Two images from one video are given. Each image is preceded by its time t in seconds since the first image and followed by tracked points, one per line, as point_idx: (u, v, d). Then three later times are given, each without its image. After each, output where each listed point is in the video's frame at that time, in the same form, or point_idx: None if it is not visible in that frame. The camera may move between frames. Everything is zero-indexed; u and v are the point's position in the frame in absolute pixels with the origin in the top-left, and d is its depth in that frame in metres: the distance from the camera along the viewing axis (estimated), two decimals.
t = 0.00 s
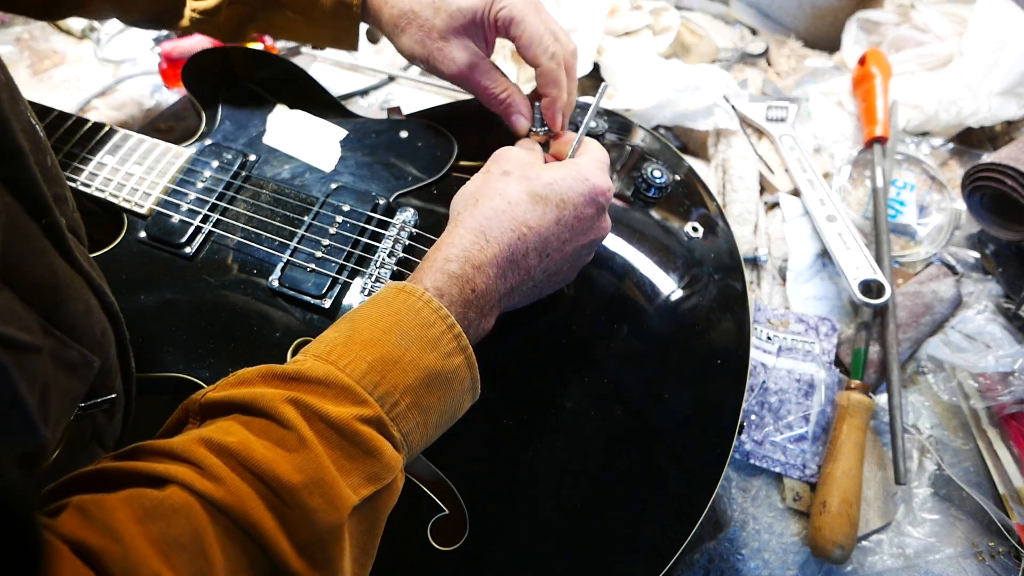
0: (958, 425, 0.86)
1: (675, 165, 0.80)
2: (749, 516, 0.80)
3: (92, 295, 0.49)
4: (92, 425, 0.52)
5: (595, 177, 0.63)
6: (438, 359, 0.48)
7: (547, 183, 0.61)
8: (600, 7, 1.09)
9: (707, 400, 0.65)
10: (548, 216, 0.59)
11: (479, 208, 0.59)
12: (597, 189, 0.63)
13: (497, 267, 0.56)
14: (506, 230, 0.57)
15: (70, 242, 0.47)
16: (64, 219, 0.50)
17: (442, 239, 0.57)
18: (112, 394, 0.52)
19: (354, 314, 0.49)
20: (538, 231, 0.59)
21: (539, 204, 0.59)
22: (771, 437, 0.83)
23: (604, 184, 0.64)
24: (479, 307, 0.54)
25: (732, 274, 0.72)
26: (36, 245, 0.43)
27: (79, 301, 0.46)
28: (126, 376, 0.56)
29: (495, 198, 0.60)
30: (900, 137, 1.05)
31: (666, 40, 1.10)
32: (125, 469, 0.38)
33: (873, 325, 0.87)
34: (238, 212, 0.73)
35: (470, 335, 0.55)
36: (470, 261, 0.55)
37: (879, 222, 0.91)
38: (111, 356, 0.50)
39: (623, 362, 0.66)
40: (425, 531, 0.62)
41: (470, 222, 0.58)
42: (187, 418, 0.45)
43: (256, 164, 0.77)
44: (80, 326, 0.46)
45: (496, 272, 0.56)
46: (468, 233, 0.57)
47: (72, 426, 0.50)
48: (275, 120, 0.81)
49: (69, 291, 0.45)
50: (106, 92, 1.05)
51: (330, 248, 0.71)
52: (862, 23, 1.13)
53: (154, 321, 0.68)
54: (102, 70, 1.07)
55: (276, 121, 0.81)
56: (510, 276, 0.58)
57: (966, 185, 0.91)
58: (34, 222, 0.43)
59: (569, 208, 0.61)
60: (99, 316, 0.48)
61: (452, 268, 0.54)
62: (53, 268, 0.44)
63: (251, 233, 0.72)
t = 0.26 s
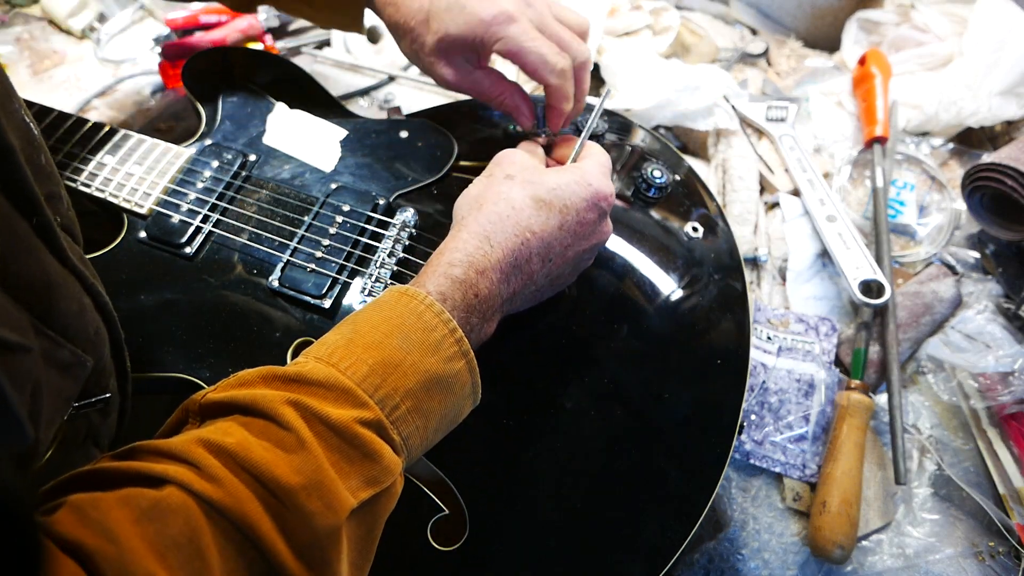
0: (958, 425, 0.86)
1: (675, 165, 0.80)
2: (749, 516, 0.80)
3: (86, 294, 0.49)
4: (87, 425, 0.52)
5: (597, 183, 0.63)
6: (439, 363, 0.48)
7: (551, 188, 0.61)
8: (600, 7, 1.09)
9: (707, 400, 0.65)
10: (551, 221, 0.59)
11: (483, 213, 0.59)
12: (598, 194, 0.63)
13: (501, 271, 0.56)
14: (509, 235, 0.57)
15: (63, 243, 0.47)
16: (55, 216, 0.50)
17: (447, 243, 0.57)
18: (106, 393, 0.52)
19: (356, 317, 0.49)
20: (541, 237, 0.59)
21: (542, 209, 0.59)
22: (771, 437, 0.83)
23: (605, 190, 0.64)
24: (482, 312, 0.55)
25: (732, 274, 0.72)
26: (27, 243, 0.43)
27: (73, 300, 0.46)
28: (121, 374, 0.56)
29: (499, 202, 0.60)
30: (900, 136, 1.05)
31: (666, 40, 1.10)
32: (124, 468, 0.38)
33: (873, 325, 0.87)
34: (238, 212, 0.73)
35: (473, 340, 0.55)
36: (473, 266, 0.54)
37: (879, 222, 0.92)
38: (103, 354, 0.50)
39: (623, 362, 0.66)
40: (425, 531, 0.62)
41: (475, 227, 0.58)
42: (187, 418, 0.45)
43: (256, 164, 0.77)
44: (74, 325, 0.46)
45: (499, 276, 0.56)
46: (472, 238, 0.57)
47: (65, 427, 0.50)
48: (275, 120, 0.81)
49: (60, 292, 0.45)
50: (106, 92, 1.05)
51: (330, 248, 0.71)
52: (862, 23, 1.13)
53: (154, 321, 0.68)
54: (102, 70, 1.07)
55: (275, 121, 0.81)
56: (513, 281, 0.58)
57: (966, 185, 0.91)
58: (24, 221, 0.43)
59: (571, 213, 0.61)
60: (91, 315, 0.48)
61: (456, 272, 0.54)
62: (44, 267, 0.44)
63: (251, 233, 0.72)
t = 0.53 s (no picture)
0: (958, 425, 0.86)
1: (675, 165, 0.80)
2: (749, 516, 0.80)
3: (82, 291, 0.49)
4: (84, 422, 0.52)
5: (598, 183, 0.63)
6: (440, 362, 0.48)
7: (552, 189, 0.61)
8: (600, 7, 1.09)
9: (707, 400, 0.65)
10: (552, 221, 0.59)
11: (484, 212, 0.59)
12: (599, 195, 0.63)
13: (503, 271, 0.56)
14: (510, 234, 0.57)
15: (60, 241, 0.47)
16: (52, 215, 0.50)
17: (448, 243, 0.57)
18: (102, 391, 0.52)
19: (357, 316, 0.49)
20: (543, 237, 0.59)
21: (544, 210, 0.59)
22: (771, 438, 0.83)
23: (606, 191, 0.64)
24: (483, 311, 0.55)
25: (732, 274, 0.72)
26: (26, 242, 0.43)
27: (68, 297, 0.46)
28: (117, 371, 0.56)
29: (500, 202, 0.60)
30: (900, 136, 1.05)
31: (667, 40, 1.10)
32: (124, 466, 0.38)
33: (873, 325, 0.87)
34: (238, 213, 0.73)
35: (474, 339, 0.55)
36: (474, 265, 0.54)
37: (879, 222, 0.91)
38: (100, 351, 0.50)
39: (623, 362, 0.66)
40: (425, 531, 0.62)
41: (476, 227, 0.58)
42: (189, 417, 0.45)
43: (256, 165, 0.77)
44: (70, 322, 0.46)
45: (501, 276, 0.56)
46: (474, 238, 0.57)
47: (61, 424, 0.50)
48: (275, 120, 0.81)
49: (57, 288, 0.45)
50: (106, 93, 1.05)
51: (330, 248, 0.71)
52: (862, 23, 1.13)
53: (154, 321, 0.68)
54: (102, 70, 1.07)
55: (275, 121, 0.81)
56: (515, 281, 0.58)
57: (966, 185, 0.91)
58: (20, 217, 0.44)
59: (572, 213, 0.61)
60: (87, 312, 0.49)
61: (457, 272, 0.54)
62: (41, 265, 0.44)
63: (251, 233, 0.72)
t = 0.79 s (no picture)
0: (958, 425, 0.86)
1: (675, 165, 0.80)
2: (749, 516, 0.80)
3: (81, 293, 0.49)
4: (84, 424, 0.52)
5: (597, 182, 0.63)
6: (439, 361, 0.48)
7: (552, 188, 0.61)
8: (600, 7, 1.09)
9: (707, 400, 0.65)
10: (552, 219, 0.59)
11: (484, 211, 0.59)
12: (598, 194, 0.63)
13: (502, 269, 0.56)
14: (510, 232, 0.57)
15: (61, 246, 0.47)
16: (52, 216, 0.50)
17: (449, 240, 0.57)
18: (103, 392, 0.52)
19: (357, 315, 0.49)
20: (543, 235, 0.59)
21: (544, 208, 0.59)
22: (771, 438, 0.83)
23: (606, 191, 0.64)
24: (483, 309, 0.55)
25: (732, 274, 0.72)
26: (25, 244, 0.43)
27: (68, 299, 0.46)
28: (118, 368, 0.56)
29: (501, 200, 0.60)
30: (900, 136, 1.05)
31: (667, 40, 1.10)
32: (124, 467, 0.38)
33: (873, 325, 0.87)
34: (237, 213, 0.73)
35: (474, 337, 0.55)
36: (472, 263, 0.54)
37: (879, 222, 0.91)
38: (100, 354, 0.50)
39: (623, 362, 0.66)
40: (426, 531, 0.62)
41: (476, 225, 0.58)
42: (189, 418, 0.45)
43: (256, 164, 0.77)
44: (69, 322, 0.46)
45: (501, 274, 0.56)
46: (473, 235, 0.56)
47: (63, 425, 0.50)
48: (275, 120, 0.81)
49: (56, 290, 0.45)
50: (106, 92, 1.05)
51: (330, 248, 0.71)
52: (862, 23, 1.13)
53: (154, 321, 0.68)
54: (101, 70, 1.07)
55: (275, 121, 0.81)
56: (515, 279, 0.58)
57: (966, 185, 0.91)
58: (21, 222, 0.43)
59: (572, 211, 0.61)
60: (86, 315, 0.49)
61: (455, 270, 0.54)
62: (40, 265, 0.44)
63: (250, 233, 0.72)
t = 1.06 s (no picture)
0: (958, 425, 0.86)
1: (675, 165, 0.80)
2: (749, 516, 0.80)
3: (74, 277, 0.50)
4: (81, 408, 0.52)
5: (597, 183, 0.63)
6: (435, 357, 0.48)
7: (552, 187, 0.61)
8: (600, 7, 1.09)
9: (707, 400, 0.65)
10: (551, 217, 0.59)
11: (483, 208, 0.59)
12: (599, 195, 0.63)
13: (500, 267, 0.56)
14: (509, 230, 0.57)
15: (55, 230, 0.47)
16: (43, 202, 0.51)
17: (448, 238, 0.57)
18: (98, 375, 0.53)
19: (354, 313, 0.49)
20: (542, 233, 0.59)
21: (543, 206, 0.59)
22: (771, 438, 0.83)
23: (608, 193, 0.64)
24: (479, 307, 0.54)
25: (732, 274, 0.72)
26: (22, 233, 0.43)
27: (61, 282, 0.47)
28: (111, 359, 0.56)
29: (500, 199, 0.60)
30: (900, 136, 1.05)
31: (666, 41, 1.10)
32: (120, 462, 0.39)
33: (873, 325, 0.87)
34: (238, 213, 0.73)
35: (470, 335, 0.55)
36: (469, 260, 0.55)
37: (879, 222, 0.91)
38: (94, 336, 0.51)
39: (623, 362, 0.66)
40: (426, 531, 0.62)
41: (474, 223, 0.58)
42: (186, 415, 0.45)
43: (256, 164, 0.77)
44: (63, 305, 0.46)
45: (498, 272, 0.56)
46: (470, 233, 0.57)
47: (60, 407, 0.50)
48: (275, 120, 0.81)
49: (50, 271, 0.45)
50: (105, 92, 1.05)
51: (330, 248, 0.71)
52: (862, 23, 1.13)
53: (154, 321, 0.68)
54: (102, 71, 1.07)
55: (275, 121, 0.81)
56: (513, 278, 0.58)
57: (966, 185, 0.91)
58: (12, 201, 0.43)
59: (572, 211, 0.61)
60: (79, 293, 0.49)
61: (452, 267, 0.54)
62: (37, 258, 0.44)
63: (251, 233, 0.72)
